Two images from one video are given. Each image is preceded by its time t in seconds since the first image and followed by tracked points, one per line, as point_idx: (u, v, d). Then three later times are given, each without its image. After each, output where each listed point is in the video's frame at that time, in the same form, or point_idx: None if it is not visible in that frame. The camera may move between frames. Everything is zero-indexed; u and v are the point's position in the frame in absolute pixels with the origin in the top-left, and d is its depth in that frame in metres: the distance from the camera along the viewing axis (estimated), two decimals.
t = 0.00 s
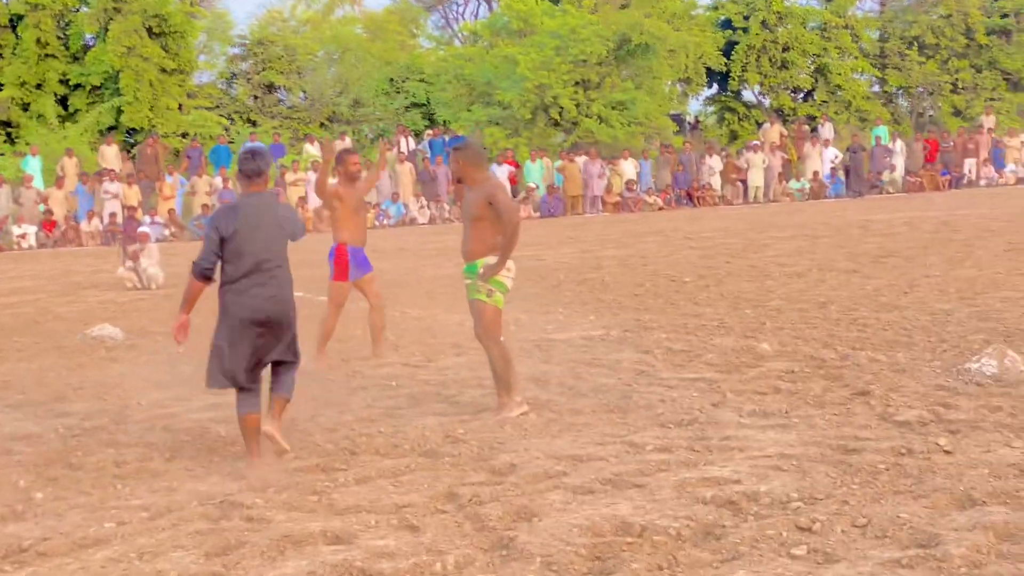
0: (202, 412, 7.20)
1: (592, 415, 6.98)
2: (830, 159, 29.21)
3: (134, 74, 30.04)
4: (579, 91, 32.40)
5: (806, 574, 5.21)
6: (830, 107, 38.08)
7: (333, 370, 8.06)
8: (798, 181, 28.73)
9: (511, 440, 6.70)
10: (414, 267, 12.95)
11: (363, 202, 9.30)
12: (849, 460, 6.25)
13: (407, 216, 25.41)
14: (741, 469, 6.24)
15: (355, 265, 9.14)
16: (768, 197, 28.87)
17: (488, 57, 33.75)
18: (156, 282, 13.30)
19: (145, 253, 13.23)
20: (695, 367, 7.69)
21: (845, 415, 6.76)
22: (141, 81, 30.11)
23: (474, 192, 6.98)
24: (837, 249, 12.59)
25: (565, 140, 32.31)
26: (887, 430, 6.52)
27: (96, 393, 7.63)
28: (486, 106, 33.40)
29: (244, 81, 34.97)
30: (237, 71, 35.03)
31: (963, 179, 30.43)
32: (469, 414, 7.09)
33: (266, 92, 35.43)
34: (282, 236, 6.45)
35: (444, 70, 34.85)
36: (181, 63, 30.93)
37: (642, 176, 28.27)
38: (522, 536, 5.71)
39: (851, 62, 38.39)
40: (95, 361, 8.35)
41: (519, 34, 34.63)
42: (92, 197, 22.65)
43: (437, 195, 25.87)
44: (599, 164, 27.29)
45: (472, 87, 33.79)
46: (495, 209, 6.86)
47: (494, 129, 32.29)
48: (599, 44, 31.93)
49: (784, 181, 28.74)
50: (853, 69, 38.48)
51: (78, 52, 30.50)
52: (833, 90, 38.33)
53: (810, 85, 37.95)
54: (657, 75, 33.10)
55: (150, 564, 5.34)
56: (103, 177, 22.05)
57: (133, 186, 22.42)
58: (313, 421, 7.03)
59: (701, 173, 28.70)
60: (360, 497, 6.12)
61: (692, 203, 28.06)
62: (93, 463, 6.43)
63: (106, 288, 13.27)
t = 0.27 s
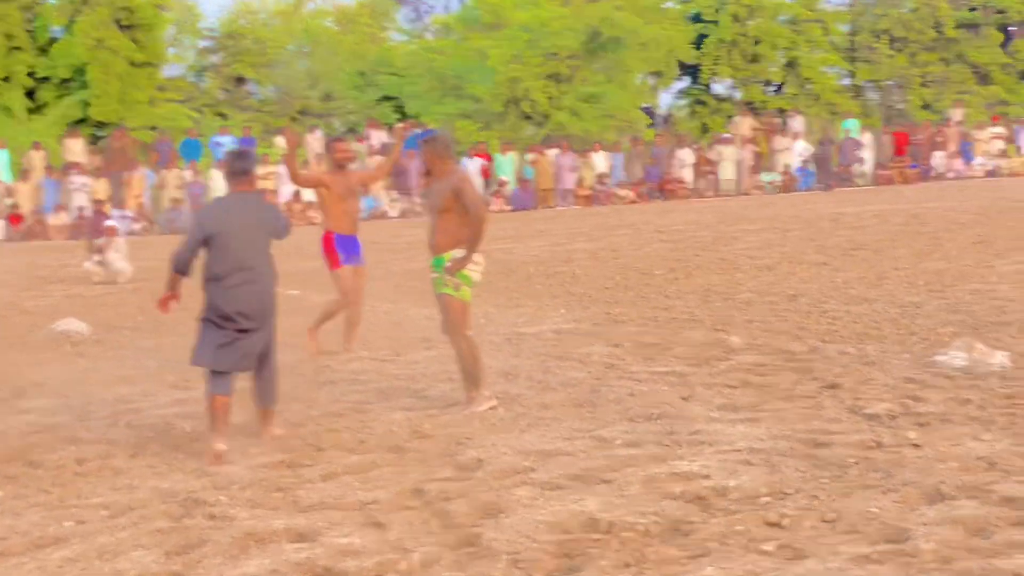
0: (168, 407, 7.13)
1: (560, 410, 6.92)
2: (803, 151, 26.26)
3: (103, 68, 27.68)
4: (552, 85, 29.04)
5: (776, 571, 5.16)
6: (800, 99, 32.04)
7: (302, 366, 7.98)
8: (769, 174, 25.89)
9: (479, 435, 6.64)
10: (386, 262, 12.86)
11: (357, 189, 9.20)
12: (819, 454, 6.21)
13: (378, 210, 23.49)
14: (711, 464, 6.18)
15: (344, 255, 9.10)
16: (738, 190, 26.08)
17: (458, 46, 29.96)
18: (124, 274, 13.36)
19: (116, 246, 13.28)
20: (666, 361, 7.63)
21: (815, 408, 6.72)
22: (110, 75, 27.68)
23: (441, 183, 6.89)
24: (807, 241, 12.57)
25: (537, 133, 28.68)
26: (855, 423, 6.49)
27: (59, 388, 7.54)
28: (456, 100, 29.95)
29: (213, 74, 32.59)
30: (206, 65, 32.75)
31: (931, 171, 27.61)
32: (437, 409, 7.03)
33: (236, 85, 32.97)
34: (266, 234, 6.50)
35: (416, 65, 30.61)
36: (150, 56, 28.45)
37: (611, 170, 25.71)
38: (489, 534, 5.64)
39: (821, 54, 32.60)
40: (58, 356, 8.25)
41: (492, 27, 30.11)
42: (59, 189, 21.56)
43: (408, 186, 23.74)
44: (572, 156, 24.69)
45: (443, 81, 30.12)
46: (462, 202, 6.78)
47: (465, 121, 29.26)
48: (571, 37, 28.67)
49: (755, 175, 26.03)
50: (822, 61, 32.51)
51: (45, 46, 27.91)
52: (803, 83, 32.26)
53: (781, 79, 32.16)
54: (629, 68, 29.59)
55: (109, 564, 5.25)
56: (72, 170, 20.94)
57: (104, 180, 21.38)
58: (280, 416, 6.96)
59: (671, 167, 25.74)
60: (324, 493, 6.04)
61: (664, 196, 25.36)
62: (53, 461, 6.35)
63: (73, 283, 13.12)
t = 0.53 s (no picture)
0: (136, 406, 7.04)
1: (533, 407, 6.85)
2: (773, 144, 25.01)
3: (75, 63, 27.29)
4: (527, 80, 28.11)
5: (749, 570, 5.09)
6: (773, 96, 30.47)
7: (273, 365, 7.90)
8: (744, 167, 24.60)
9: (450, 432, 6.56)
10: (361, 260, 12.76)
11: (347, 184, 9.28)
12: (792, 450, 6.14)
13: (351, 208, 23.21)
14: (684, 460, 6.11)
15: (334, 248, 9.14)
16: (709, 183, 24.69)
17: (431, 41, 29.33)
18: (94, 270, 13.52)
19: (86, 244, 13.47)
20: (639, 357, 7.55)
21: (789, 403, 6.66)
22: (82, 71, 27.34)
23: (413, 179, 6.82)
24: (781, 235, 12.52)
25: (511, 129, 27.73)
26: (830, 418, 6.43)
27: (26, 387, 7.45)
28: (430, 95, 29.10)
29: (185, 69, 31.15)
30: (178, 61, 31.14)
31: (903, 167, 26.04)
32: (409, 406, 6.96)
33: (207, 80, 31.48)
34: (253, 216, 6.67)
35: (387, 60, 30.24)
36: (121, 51, 28.00)
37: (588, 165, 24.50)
38: (458, 533, 5.56)
39: (794, 49, 31.00)
40: (27, 354, 8.15)
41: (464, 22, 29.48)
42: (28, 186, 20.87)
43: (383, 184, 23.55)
44: (546, 151, 23.73)
45: (417, 76, 29.51)
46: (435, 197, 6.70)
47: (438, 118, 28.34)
48: (545, 32, 27.70)
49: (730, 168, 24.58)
50: (797, 55, 30.98)
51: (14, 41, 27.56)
52: (774, 78, 30.72)
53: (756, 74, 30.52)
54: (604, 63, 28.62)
55: (71, 566, 5.16)
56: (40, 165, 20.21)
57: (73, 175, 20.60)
58: (251, 413, 6.88)
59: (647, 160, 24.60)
60: (293, 492, 5.95)
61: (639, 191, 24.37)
62: (17, 461, 6.25)
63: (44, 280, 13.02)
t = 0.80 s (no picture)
0: (107, 405, 6.99)
1: (507, 404, 6.81)
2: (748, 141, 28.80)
3: (49, 57, 28.62)
4: (500, 74, 31.77)
5: (722, 569, 5.07)
6: (748, 89, 37.34)
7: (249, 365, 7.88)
8: (718, 163, 28.29)
9: (424, 430, 6.53)
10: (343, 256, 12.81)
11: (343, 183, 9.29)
12: (766, 447, 6.11)
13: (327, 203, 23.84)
14: (657, 458, 6.08)
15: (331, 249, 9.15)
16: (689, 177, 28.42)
17: (408, 40, 33.67)
18: (69, 267, 13.59)
19: (61, 241, 13.55)
20: (614, 353, 7.52)
21: (762, 400, 6.63)
22: (56, 65, 28.69)
23: (387, 176, 6.75)
24: (756, 229, 12.73)
25: (487, 123, 31.55)
26: (804, 415, 6.40)
27: None
28: (406, 90, 32.92)
29: (163, 65, 32.88)
30: (156, 55, 32.88)
31: (878, 160, 30.64)
32: (382, 403, 6.91)
33: (185, 75, 33.35)
34: (237, 222, 6.88)
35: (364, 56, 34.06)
36: (98, 47, 29.75)
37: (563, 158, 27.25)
38: (430, 534, 5.50)
39: (725, 58, 37.13)
40: None
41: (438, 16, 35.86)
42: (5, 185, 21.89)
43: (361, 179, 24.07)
44: (521, 147, 26.30)
45: (393, 71, 33.25)
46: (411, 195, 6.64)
47: (415, 112, 31.53)
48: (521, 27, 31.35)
49: (704, 163, 28.30)
50: (770, 50, 37.98)
51: None
52: (751, 72, 37.61)
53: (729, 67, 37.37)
54: (578, 57, 32.65)
55: (37, 570, 5.09)
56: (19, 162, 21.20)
57: (49, 171, 21.44)
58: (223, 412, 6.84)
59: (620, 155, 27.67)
60: (264, 493, 5.89)
61: (614, 184, 27.23)
62: None
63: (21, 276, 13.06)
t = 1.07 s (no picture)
0: (84, 402, 6.99)
1: (484, 399, 6.79)
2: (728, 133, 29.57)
3: (30, 53, 28.76)
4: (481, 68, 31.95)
5: (697, 565, 5.04)
6: (729, 81, 38.26)
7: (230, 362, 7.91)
8: (699, 156, 29.06)
9: (400, 426, 6.51)
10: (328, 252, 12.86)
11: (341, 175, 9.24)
12: (743, 442, 6.08)
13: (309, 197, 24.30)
14: (633, 453, 6.04)
15: (331, 245, 9.15)
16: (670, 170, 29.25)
17: (390, 35, 33.98)
18: (50, 263, 13.62)
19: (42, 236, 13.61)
20: (592, 346, 7.51)
21: (740, 393, 6.60)
22: (37, 61, 28.89)
23: (368, 172, 6.88)
24: (734, 221, 12.89)
25: (468, 117, 32.10)
26: (781, 409, 6.37)
27: None
28: (388, 84, 33.39)
29: (144, 60, 34.36)
30: (137, 50, 34.35)
31: (859, 152, 31.13)
32: (358, 399, 6.94)
33: (167, 70, 34.91)
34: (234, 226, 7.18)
35: (345, 48, 34.59)
36: (79, 41, 29.71)
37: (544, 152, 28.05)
38: (405, 530, 5.46)
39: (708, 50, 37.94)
40: None
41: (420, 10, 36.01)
42: None
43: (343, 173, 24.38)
44: (503, 141, 26.94)
45: (374, 65, 33.78)
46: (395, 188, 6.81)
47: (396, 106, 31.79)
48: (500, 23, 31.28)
49: (685, 156, 29.10)
50: (750, 43, 38.60)
51: None
52: (732, 65, 38.39)
53: (710, 61, 38.13)
54: (558, 50, 32.93)
55: (8, 570, 5.05)
56: None
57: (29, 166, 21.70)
58: (198, 409, 6.83)
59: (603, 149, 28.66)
60: (239, 489, 5.85)
61: (594, 177, 28.24)
62: None
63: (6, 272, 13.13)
